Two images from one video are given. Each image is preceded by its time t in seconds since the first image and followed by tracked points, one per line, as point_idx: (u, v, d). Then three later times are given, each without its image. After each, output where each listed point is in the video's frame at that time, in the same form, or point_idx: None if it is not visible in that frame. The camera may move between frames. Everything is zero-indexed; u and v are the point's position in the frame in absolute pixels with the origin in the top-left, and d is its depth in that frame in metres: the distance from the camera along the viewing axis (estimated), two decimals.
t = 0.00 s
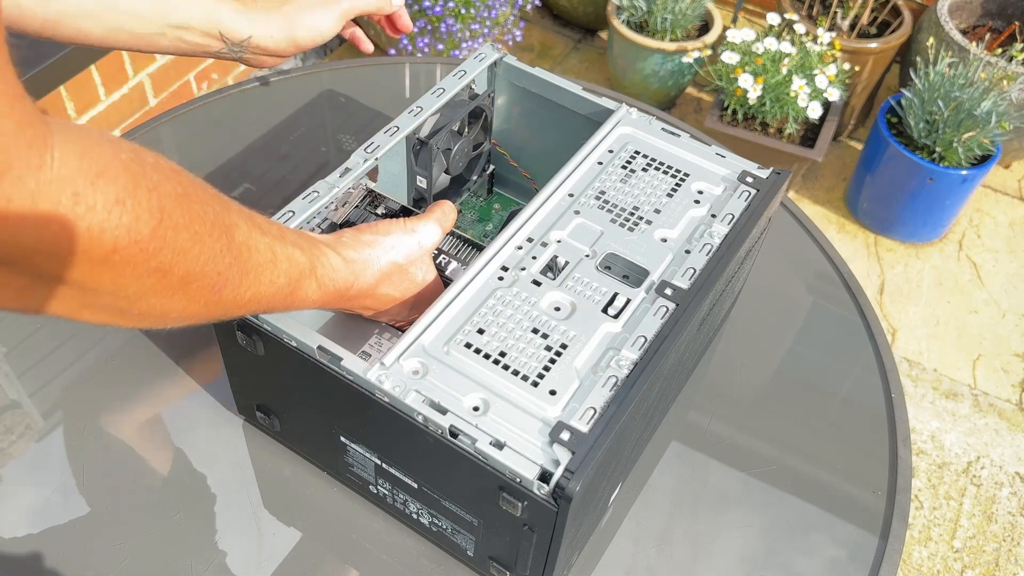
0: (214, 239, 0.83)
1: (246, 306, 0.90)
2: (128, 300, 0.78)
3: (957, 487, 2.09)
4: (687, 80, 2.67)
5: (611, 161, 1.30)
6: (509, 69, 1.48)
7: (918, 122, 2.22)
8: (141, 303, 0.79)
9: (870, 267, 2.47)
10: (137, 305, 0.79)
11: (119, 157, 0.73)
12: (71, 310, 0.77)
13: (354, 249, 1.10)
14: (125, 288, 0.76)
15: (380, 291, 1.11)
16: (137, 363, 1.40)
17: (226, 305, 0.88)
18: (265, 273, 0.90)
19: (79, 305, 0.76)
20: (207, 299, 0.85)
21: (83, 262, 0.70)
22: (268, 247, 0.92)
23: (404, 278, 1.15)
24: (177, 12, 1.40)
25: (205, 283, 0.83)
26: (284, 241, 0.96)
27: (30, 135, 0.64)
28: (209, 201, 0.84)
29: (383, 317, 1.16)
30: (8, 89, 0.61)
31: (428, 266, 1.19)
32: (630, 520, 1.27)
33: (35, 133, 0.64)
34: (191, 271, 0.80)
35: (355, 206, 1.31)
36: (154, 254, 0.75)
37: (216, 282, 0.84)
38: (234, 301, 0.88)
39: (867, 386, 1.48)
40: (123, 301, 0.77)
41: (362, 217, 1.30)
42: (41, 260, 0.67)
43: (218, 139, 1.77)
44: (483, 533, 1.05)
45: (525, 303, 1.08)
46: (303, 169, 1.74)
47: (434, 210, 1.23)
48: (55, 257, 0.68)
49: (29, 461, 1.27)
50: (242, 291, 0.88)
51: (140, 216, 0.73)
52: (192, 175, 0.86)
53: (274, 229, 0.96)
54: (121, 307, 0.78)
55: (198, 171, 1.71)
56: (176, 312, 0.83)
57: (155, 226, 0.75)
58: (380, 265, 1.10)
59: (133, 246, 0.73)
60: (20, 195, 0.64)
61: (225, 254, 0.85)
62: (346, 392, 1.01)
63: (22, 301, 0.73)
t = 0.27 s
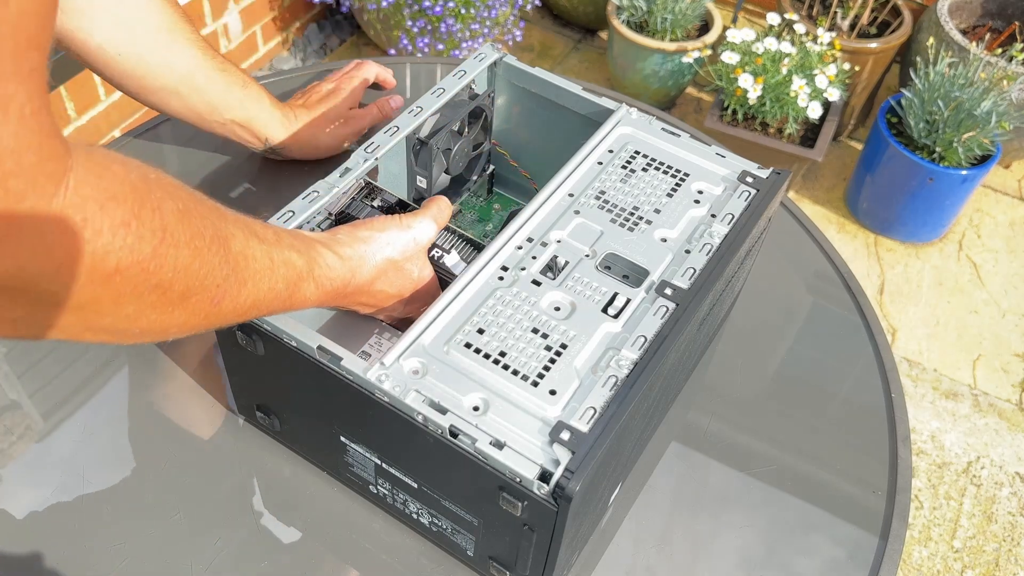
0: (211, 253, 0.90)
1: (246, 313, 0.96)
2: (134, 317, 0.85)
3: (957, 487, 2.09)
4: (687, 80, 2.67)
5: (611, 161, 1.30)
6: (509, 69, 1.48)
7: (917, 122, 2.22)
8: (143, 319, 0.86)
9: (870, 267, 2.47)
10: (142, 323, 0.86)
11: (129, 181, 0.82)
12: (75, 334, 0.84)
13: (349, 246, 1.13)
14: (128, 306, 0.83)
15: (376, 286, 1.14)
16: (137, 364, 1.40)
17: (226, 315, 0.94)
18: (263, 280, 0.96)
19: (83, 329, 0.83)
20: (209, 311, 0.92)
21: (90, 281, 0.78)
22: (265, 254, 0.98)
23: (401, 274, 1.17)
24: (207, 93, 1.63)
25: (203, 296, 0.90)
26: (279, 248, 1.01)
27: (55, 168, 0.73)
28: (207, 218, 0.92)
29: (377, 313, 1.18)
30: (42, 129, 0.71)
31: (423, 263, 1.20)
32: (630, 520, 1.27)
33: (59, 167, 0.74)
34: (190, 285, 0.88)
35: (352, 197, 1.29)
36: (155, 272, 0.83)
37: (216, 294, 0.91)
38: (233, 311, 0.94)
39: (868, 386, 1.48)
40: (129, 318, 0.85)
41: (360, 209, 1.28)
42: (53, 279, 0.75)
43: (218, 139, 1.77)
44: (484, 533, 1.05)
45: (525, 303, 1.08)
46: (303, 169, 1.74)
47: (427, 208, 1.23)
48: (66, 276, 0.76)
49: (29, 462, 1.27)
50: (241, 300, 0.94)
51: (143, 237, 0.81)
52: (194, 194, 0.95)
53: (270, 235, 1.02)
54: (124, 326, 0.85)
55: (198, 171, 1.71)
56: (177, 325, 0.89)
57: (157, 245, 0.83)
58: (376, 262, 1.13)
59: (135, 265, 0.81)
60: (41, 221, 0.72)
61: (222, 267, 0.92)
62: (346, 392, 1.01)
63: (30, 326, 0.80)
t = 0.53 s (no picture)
0: (227, 255, 0.90)
1: (257, 312, 0.96)
2: (149, 317, 0.84)
3: (957, 487, 2.09)
4: (687, 80, 2.67)
5: (610, 160, 1.30)
6: (509, 69, 1.48)
7: (918, 122, 2.21)
8: (159, 319, 0.86)
9: (870, 267, 2.47)
10: (156, 323, 0.86)
11: (154, 183, 0.82)
12: (90, 334, 0.82)
13: (355, 242, 1.13)
14: (146, 306, 0.83)
15: (378, 284, 1.14)
16: (137, 365, 1.40)
17: (237, 314, 0.94)
18: (274, 278, 0.96)
19: (101, 329, 0.82)
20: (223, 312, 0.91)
21: (112, 282, 0.78)
22: (275, 253, 0.98)
23: (402, 273, 1.18)
24: (209, 96, 1.63)
25: (219, 296, 0.90)
26: (287, 246, 1.01)
27: (92, 175, 0.72)
28: (222, 217, 0.92)
29: (378, 313, 1.19)
30: (88, 140, 0.70)
31: (426, 262, 1.21)
32: (630, 521, 1.27)
33: (95, 174, 0.73)
34: (207, 286, 0.87)
35: (353, 200, 1.29)
36: (176, 274, 0.83)
37: (230, 295, 0.91)
38: (246, 310, 0.94)
39: (867, 386, 1.48)
40: (144, 319, 0.84)
41: (361, 212, 1.28)
42: (78, 280, 0.75)
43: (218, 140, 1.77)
44: (483, 532, 1.05)
45: (524, 302, 1.08)
46: (303, 169, 1.75)
47: (432, 209, 1.24)
48: (90, 277, 0.75)
49: (30, 463, 1.27)
50: (253, 299, 0.94)
51: (166, 239, 0.81)
52: (206, 193, 0.94)
53: (279, 233, 1.02)
54: (141, 327, 0.85)
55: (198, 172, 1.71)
56: (192, 325, 0.89)
57: (178, 247, 0.83)
58: (380, 259, 1.14)
59: (157, 267, 0.81)
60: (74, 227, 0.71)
61: (237, 267, 0.92)
62: (346, 391, 1.01)
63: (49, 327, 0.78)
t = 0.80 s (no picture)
0: (232, 248, 0.90)
1: (261, 306, 0.96)
2: (153, 309, 0.84)
3: (957, 487, 2.09)
4: (687, 80, 2.67)
5: (610, 160, 1.30)
6: (509, 69, 1.48)
7: (918, 122, 2.22)
8: (163, 312, 0.85)
9: (870, 267, 2.47)
10: (161, 316, 0.85)
11: (160, 176, 0.82)
12: (92, 325, 0.82)
13: (359, 239, 1.14)
14: (150, 297, 0.83)
15: (382, 281, 1.14)
16: (138, 367, 1.40)
17: (242, 308, 0.93)
18: (278, 273, 0.96)
19: (104, 321, 0.82)
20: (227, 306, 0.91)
21: (117, 272, 0.78)
22: (280, 248, 0.99)
23: (406, 270, 1.18)
24: (209, 94, 1.63)
25: (223, 289, 0.89)
26: (292, 241, 1.01)
27: (101, 167, 0.72)
28: (226, 211, 0.92)
29: (379, 311, 1.18)
30: (99, 132, 0.70)
31: (428, 261, 1.21)
32: (630, 521, 1.27)
33: (105, 167, 0.73)
34: (211, 278, 0.87)
35: (354, 200, 1.29)
36: (181, 266, 0.83)
37: (235, 288, 0.91)
38: (250, 303, 0.94)
39: (867, 386, 1.48)
40: (149, 311, 0.84)
41: (364, 211, 1.28)
42: (82, 270, 0.74)
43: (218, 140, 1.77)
44: (483, 532, 1.05)
45: (524, 301, 1.08)
46: (303, 169, 1.75)
47: (436, 210, 1.25)
48: (95, 266, 0.75)
49: (30, 464, 1.27)
50: (258, 293, 0.94)
51: (171, 231, 0.81)
52: (211, 188, 0.94)
53: (284, 228, 1.02)
54: (144, 319, 0.84)
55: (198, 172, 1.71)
56: (196, 319, 0.89)
57: (183, 239, 0.83)
58: (384, 256, 1.14)
59: (162, 258, 0.81)
60: (81, 217, 0.71)
61: (241, 260, 0.91)
62: (345, 391, 1.01)
63: (50, 318, 0.77)
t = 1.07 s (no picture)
0: (231, 248, 0.90)
1: (261, 306, 0.96)
2: (151, 308, 0.84)
3: (957, 487, 2.09)
4: (687, 80, 2.67)
5: (610, 161, 1.30)
6: (509, 69, 1.48)
7: (918, 122, 2.21)
8: (161, 311, 0.85)
9: (870, 267, 2.47)
10: (158, 314, 0.85)
11: (159, 175, 0.82)
12: (91, 325, 0.82)
13: (359, 239, 1.14)
14: (148, 296, 0.83)
15: (382, 281, 1.14)
16: (138, 366, 1.40)
17: (241, 308, 0.93)
18: (277, 272, 0.96)
19: (103, 320, 0.82)
20: (226, 305, 0.91)
21: (116, 272, 0.78)
22: (279, 247, 0.99)
23: (405, 269, 1.18)
24: (208, 93, 1.63)
25: (222, 289, 0.89)
26: (292, 241, 1.01)
27: (98, 167, 0.72)
28: (225, 211, 0.92)
29: (378, 311, 1.18)
30: (95, 132, 0.70)
31: (428, 261, 1.21)
32: (630, 521, 1.27)
33: (102, 166, 0.73)
34: (210, 278, 0.87)
35: (353, 201, 1.28)
36: (179, 265, 0.83)
37: (234, 288, 0.91)
38: (249, 303, 0.94)
39: (868, 386, 1.48)
40: (147, 310, 0.84)
41: (364, 211, 1.28)
42: (80, 270, 0.74)
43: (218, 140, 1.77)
44: (483, 532, 1.05)
45: (524, 302, 1.08)
46: (303, 169, 1.74)
47: (435, 209, 1.25)
48: (93, 266, 0.75)
49: (30, 463, 1.27)
50: (257, 292, 0.94)
51: (170, 231, 0.81)
52: (210, 187, 0.94)
53: (283, 228, 1.02)
54: (143, 318, 0.84)
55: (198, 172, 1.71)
56: (196, 318, 0.89)
57: (181, 238, 0.83)
58: (384, 255, 1.14)
59: (161, 258, 0.81)
60: (79, 217, 0.71)
61: (240, 260, 0.91)
62: (346, 391, 1.01)
63: (49, 317, 0.77)
